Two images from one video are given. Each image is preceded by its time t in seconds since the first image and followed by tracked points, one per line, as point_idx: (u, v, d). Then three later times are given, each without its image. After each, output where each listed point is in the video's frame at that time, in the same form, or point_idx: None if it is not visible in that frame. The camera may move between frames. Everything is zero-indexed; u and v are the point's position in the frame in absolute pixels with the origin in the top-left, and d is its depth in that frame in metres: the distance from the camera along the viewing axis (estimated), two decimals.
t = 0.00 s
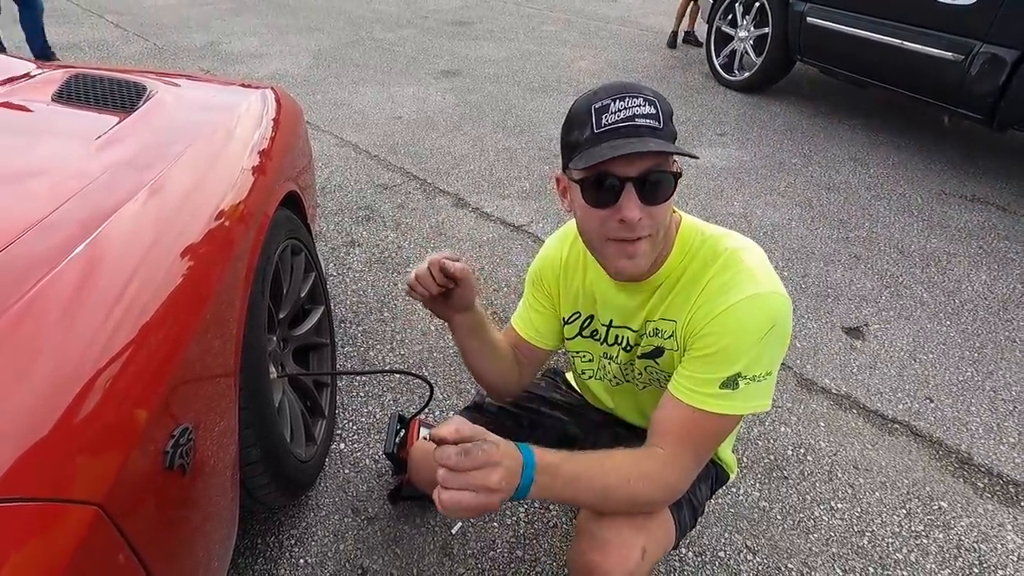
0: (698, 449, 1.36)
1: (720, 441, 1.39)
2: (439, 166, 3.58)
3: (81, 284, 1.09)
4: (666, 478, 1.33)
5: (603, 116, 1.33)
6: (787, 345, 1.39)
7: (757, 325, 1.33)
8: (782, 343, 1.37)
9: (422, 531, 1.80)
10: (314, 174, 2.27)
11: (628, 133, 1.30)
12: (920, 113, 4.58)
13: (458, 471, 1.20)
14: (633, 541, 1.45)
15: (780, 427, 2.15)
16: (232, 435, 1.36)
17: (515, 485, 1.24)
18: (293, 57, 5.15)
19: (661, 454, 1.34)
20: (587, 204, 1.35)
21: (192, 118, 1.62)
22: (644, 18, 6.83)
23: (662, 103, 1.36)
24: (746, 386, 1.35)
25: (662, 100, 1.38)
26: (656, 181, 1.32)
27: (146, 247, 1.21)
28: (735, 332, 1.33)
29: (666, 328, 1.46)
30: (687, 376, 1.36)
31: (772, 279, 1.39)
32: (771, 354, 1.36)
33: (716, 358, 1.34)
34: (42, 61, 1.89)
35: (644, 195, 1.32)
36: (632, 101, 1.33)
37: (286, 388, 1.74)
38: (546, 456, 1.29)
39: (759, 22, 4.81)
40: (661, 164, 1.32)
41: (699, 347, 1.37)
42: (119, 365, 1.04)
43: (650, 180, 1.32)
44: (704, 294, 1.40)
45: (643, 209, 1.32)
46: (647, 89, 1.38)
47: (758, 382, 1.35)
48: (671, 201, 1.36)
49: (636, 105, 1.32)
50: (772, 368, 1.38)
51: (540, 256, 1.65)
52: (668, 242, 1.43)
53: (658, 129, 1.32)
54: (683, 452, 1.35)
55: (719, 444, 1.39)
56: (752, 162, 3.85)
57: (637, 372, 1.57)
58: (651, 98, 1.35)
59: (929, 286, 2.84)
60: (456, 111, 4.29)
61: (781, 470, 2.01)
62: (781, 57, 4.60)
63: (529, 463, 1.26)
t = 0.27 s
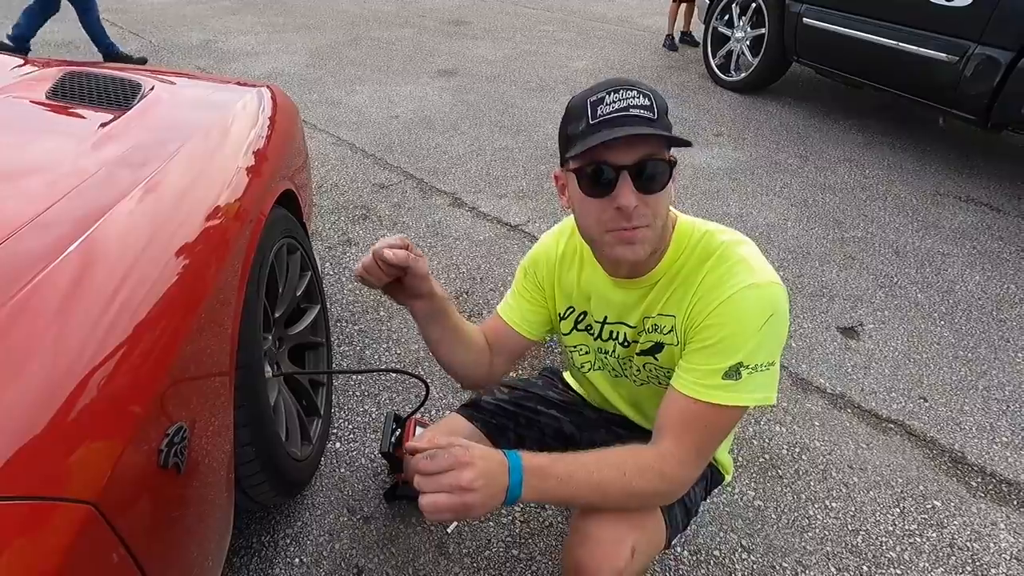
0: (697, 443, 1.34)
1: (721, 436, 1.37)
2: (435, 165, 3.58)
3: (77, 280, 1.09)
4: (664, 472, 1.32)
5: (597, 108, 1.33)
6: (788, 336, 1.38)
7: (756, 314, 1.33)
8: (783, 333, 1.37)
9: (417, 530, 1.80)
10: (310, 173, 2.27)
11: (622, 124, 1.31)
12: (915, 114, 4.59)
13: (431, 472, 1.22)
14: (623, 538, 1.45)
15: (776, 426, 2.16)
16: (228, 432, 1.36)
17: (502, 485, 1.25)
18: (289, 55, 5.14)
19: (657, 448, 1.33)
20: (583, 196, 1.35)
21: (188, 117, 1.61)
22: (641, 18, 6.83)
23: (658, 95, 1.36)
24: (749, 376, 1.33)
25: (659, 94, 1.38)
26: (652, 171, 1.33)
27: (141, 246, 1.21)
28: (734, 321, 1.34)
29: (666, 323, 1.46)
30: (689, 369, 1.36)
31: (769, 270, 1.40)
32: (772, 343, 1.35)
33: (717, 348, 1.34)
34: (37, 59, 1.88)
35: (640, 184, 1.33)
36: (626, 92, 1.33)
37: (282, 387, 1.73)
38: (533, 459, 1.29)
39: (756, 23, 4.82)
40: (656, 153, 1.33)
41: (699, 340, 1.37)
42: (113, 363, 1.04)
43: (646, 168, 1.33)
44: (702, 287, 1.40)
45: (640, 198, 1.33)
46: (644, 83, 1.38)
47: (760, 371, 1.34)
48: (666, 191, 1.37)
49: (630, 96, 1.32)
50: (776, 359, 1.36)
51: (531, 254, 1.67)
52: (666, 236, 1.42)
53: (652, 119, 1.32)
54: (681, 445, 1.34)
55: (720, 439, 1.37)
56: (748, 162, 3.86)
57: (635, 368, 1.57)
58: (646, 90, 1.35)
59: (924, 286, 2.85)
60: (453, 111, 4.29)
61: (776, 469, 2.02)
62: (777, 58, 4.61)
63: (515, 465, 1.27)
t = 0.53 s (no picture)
0: (691, 440, 1.36)
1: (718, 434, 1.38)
2: (435, 165, 3.58)
3: (77, 282, 1.09)
4: (653, 465, 1.36)
5: (552, 110, 1.36)
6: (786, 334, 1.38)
7: (753, 313, 1.33)
8: (781, 332, 1.37)
9: (419, 529, 1.81)
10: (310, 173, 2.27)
11: (572, 122, 1.33)
12: (914, 111, 4.59)
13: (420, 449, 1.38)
14: (618, 528, 1.45)
15: (777, 424, 2.16)
16: (229, 432, 1.36)
17: (491, 469, 1.38)
18: (288, 56, 5.14)
19: (648, 442, 1.37)
20: (550, 193, 1.39)
21: (187, 118, 1.61)
22: (641, 16, 6.82)
23: (612, 90, 1.36)
24: (746, 374, 1.34)
25: (614, 88, 1.38)
26: (609, 158, 1.34)
27: (141, 247, 1.21)
28: (732, 321, 1.33)
29: (665, 322, 1.45)
30: (687, 367, 1.35)
31: (765, 268, 1.39)
32: (769, 342, 1.35)
33: (715, 347, 1.34)
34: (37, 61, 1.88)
35: (599, 172, 1.34)
36: (577, 90, 1.34)
37: (282, 388, 1.73)
38: (525, 448, 1.41)
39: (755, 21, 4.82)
40: (611, 141, 1.34)
41: (697, 339, 1.36)
42: (114, 365, 1.04)
43: (602, 156, 1.34)
44: (699, 286, 1.40)
45: (601, 185, 1.34)
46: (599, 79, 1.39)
47: (757, 369, 1.34)
48: (632, 174, 1.36)
49: (581, 93, 1.33)
50: (773, 357, 1.36)
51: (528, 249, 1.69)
52: (646, 223, 1.41)
53: (603, 112, 1.33)
54: (674, 440, 1.36)
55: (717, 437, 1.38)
56: (748, 160, 3.85)
57: (635, 366, 1.57)
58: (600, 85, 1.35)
59: (924, 283, 2.85)
60: (452, 110, 4.29)
61: (777, 466, 2.02)
62: (777, 55, 4.60)
63: (505, 452, 1.40)
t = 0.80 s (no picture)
0: (694, 443, 1.36)
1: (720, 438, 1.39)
2: (437, 166, 3.59)
3: (81, 284, 1.09)
4: (657, 467, 1.36)
5: (588, 102, 1.34)
6: (787, 336, 1.38)
7: (754, 318, 1.32)
8: (782, 334, 1.36)
9: (421, 531, 1.81)
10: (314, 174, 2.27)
11: (610, 118, 1.32)
12: (918, 113, 4.58)
13: (428, 439, 1.37)
14: (619, 526, 1.45)
15: (779, 426, 2.15)
16: (232, 433, 1.36)
17: (497, 461, 1.37)
18: (292, 57, 5.16)
19: (651, 443, 1.37)
20: (574, 188, 1.37)
21: (191, 120, 1.62)
22: (643, 18, 6.83)
23: (645, 93, 1.38)
24: (748, 378, 1.33)
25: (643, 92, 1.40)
26: (640, 162, 1.35)
27: (144, 248, 1.22)
28: (733, 325, 1.33)
29: (664, 326, 1.45)
30: (688, 372, 1.36)
31: (766, 271, 1.38)
32: (771, 345, 1.34)
33: (716, 352, 1.33)
34: (42, 63, 1.89)
35: (629, 175, 1.34)
36: (615, 88, 1.35)
37: (285, 389, 1.74)
38: (531, 442, 1.41)
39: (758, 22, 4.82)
40: (644, 147, 1.35)
41: (698, 344, 1.36)
42: (118, 366, 1.04)
43: (635, 160, 1.34)
44: (700, 290, 1.39)
45: (631, 189, 1.34)
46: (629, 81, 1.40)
47: (759, 373, 1.34)
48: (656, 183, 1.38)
49: (620, 91, 1.33)
50: (775, 359, 1.36)
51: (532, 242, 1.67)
52: (658, 231, 1.43)
53: (641, 114, 1.33)
54: (678, 443, 1.36)
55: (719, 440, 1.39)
56: (751, 162, 3.85)
57: (633, 367, 1.57)
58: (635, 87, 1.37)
59: (928, 285, 2.84)
60: (455, 112, 4.29)
61: (780, 469, 2.01)
62: (780, 57, 4.60)
63: (511, 445, 1.39)
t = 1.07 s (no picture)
0: (676, 437, 1.36)
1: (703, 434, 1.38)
2: (436, 166, 3.58)
3: (80, 284, 1.09)
4: (636, 459, 1.37)
5: (572, 111, 1.34)
6: (775, 333, 1.37)
7: (740, 314, 1.32)
8: (768, 331, 1.35)
9: (420, 531, 1.80)
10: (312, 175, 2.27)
11: (595, 126, 1.32)
12: (917, 112, 4.58)
13: (403, 424, 1.41)
14: (597, 516, 1.44)
15: (779, 425, 2.15)
16: (231, 433, 1.36)
17: (470, 448, 1.41)
18: (290, 57, 5.15)
19: (634, 436, 1.38)
20: (562, 197, 1.36)
21: (189, 120, 1.62)
22: (642, 17, 6.83)
23: (630, 99, 1.36)
24: (732, 375, 1.33)
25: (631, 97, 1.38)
26: (627, 170, 1.34)
27: (144, 248, 1.22)
28: (718, 321, 1.32)
29: (652, 323, 1.45)
30: (673, 367, 1.35)
31: (754, 269, 1.38)
32: (756, 342, 1.33)
33: (700, 347, 1.33)
34: (40, 63, 1.89)
35: (617, 183, 1.34)
36: (600, 94, 1.34)
37: (284, 389, 1.73)
38: (507, 432, 1.44)
39: (757, 22, 4.82)
40: (631, 154, 1.35)
41: (683, 339, 1.36)
42: (117, 366, 1.04)
43: (622, 168, 1.34)
44: (688, 287, 1.39)
45: (619, 197, 1.34)
46: (617, 86, 1.39)
47: (744, 370, 1.33)
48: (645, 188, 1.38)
49: (604, 98, 1.33)
50: (761, 357, 1.35)
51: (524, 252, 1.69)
52: (647, 234, 1.43)
53: (626, 121, 1.33)
54: (659, 436, 1.36)
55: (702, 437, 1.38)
56: (750, 161, 3.85)
57: (626, 368, 1.57)
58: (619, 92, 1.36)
59: (927, 284, 2.85)
60: (454, 111, 4.29)
61: (779, 468, 2.02)
62: (778, 56, 4.60)
63: (486, 433, 1.43)
